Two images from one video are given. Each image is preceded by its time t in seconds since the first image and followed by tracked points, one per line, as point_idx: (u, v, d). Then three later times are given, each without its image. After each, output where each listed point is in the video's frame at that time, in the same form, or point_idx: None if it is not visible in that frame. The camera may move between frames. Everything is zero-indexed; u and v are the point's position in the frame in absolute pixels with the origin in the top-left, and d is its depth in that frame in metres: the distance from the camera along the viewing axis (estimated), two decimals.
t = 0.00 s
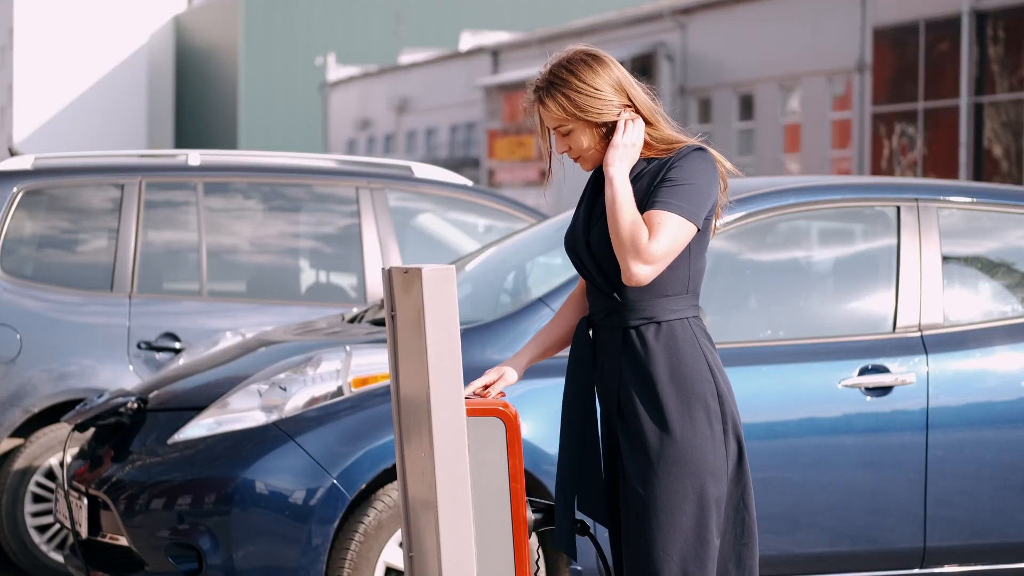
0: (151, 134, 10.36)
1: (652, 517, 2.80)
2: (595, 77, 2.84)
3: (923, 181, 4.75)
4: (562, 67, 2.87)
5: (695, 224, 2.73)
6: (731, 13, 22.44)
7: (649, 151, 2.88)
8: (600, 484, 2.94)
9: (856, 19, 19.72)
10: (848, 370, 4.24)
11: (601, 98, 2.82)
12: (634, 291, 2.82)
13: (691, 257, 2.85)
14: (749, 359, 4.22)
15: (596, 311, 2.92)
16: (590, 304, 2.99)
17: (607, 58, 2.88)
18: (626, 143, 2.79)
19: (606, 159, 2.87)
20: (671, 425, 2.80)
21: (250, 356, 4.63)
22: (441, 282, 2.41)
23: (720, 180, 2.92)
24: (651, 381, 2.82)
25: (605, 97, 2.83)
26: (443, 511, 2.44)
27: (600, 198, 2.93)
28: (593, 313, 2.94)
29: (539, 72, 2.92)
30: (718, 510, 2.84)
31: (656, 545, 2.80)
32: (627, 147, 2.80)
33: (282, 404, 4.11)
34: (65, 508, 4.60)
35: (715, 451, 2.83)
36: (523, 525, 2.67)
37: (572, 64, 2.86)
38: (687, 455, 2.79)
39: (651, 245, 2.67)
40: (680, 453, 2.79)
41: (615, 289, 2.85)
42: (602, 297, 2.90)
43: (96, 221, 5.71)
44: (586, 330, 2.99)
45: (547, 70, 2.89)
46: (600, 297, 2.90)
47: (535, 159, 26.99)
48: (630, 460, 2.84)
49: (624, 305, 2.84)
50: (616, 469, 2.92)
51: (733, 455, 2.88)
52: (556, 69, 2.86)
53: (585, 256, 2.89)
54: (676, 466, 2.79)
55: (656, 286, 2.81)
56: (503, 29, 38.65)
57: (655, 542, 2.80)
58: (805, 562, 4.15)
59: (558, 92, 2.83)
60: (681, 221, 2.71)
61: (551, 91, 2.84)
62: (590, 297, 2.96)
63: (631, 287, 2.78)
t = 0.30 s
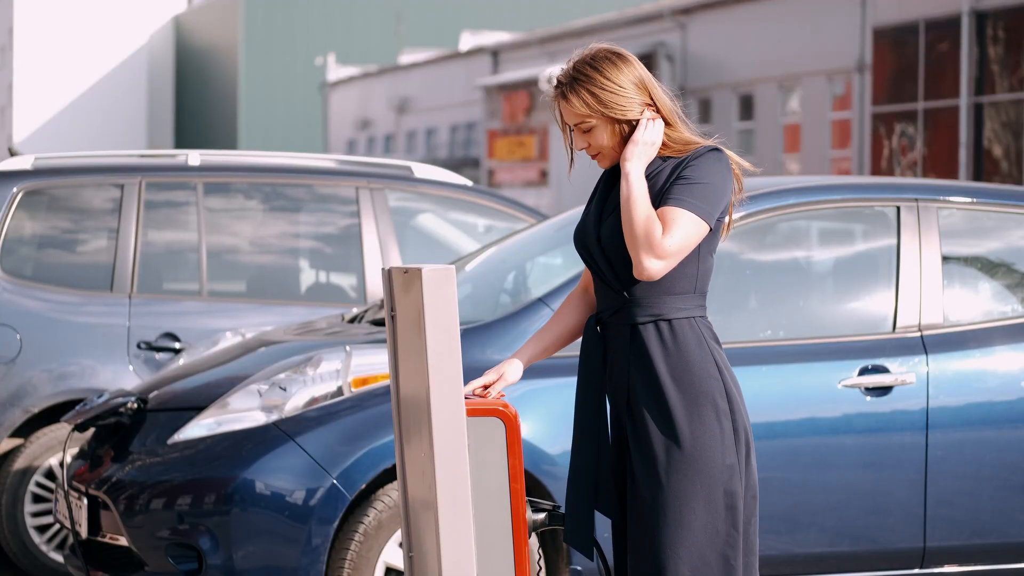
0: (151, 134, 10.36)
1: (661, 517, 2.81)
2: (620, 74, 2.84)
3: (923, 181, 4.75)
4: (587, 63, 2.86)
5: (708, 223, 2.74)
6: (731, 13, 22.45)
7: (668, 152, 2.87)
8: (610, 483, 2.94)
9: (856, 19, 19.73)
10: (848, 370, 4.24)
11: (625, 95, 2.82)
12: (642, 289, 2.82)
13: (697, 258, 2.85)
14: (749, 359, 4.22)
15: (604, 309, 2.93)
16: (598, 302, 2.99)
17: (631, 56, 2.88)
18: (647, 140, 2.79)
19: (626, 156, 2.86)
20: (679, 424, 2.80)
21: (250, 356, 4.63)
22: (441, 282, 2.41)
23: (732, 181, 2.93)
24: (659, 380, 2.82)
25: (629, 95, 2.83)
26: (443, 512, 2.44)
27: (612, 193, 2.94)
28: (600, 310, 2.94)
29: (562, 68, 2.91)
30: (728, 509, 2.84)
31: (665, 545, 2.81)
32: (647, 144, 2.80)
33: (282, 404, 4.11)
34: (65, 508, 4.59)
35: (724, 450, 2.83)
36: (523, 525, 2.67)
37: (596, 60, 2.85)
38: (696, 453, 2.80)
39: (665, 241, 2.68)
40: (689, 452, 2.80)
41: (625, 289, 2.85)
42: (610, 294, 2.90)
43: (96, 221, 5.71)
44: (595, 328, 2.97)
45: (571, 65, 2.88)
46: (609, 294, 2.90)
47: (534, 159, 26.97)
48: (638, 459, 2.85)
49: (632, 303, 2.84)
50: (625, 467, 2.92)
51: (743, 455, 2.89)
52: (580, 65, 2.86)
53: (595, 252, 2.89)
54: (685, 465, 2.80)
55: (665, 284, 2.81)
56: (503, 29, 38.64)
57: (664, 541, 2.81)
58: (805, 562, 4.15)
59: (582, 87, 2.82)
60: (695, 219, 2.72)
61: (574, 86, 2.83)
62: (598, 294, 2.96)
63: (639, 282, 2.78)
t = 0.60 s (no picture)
0: (151, 134, 10.36)
1: (667, 517, 2.81)
2: (618, 79, 2.84)
3: (923, 181, 4.75)
4: (584, 68, 2.86)
5: (712, 226, 2.75)
6: (731, 13, 22.46)
7: (668, 154, 2.87)
8: (616, 484, 2.95)
9: (856, 19, 19.73)
10: (848, 370, 4.25)
11: (624, 99, 2.82)
12: (645, 291, 2.83)
13: (700, 260, 2.86)
14: (749, 359, 4.22)
15: (607, 312, 2.93)
16: (600, 305, 3.00)
17: (628, 61, 2.89)
18: (647, 143, 2.79)
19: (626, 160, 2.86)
20: (684, 425, 2.80)
21: (250, 356, 4.63)
22: (441, 282, 2.41)
23: (734, 181, 2.94)
24: (664, 383, 2.82)
25: (627, 98, 2.83)
26: (443, 513, 2.44)
27: (613, 197, 2.94)
28: (604, 313, 2.94)
29: (558, 73, 2.91)
30: (735, 509, 2.84)
31: (672, 546, 2.80)
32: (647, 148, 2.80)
33: (282, 404, 4.11)
34: (65, 508, 4.59)
35: (731, 450, 2.83)
36: (523, 524, 2.67)
37: (593, 65, 2.86)
38: (701, 454, 2.80)
39: (672, 247, 2.68)
40: (695, 452, 2.80)
41: (629, 292, 2.85)
42: (614, 297, 2.90)
43: (97, 220, 5.71)
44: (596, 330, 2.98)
45: (568, 71, 2.88)
46: (612, 297, 2.91)
47: (534, 159, 26.97)
48: (644, 461, 2.85)
49: (636, 306, 2.85)
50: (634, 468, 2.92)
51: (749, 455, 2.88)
52: (577, 70, 2.86)
53: (598, 255, 2.89)
54: (691, 465, 2.80)
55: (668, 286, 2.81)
56: (503, 29, 38.64)
57: (670, 542, 2.80)
58: (805, 562, 4.15)
59: (580, 92, 2.82)
60: (700, 222, 2.72)
61: (572, 91, 2.83)
62: (601, 297, 2.96)
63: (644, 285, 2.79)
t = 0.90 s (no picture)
0: (151, 134, 10.35)
1: (666, 518, 2.80)
2: (606, 82, 2.84)
3: (923, 181, 4.75)
4: (571, 71, 2.86)
5: (704, 228, 2.75)
6: (731, 13, 22.46)
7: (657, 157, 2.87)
8: (614, 485, 2.95)
9: (856, 19, 19.73)
10: (848, 370, 4.25)
11: (612, 102, 2.82)
12: (641, 294, 2.82)
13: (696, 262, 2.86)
14: (749, 359, 4.22)
15: (603, 315, 2.93)
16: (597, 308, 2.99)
17: (616, 63, 2.89)
18: (636, 148, 2.79)
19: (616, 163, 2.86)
20: (683, 425, 2.80)
21: (250, 356, 4.63)
22: (441, 282, 2.41)
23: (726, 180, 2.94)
24: (663, 384, 2.82)
25: (615, 102, 2.83)
26: (443, 512, 2.44)
27: (604, 202, 2.93)
28: (600, 316, 2.94)
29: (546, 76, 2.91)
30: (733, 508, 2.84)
31: (671, 546, 2.80)
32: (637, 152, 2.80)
33: (282, 404, 4.11)
34: (65, 508, 4.59)
35: (729, 450, 2.83)
36: (522, 524, 2.67)
37: (581, 69, 2.85)
38: (699, 454, 2.80)
39: (666, 252, 2.68)
40: (694, 453, 2.80)
41: (625, 297, 2.85)
42: (610, 301, 2.89)
43: (97, 220, 5.71)
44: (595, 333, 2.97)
45: (556, 74, 2.88)
46: (608, 301, 2.90)
47: (534, 159, 26.96)
48: (643, 462, 2.84)
49: (632, 311, 2.84)
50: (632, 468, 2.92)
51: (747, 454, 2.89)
52: (565, 73, 2.86)
53: (593, 261, 2.89)
54: (690, 466, 2.80)
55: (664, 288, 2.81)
56: (502, 29, 38.64)
57: (669, 542, 2.80)
58: (805, 562, 4.15)
59: (568, 96, 2.82)
60: (693, 226, 2.72)
61: (560, 96, 2.83)
62: (597, 300, 2.95)
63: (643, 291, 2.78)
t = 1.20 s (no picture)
0: (151, 134, 10.34)
1: (667, 519, 2.80)
2: (582, 92, 2.84)
3: (923, 181, 4.75)
4: (548, 81, 2.86)
5: (697, 232, 2.74)
6: (731, 13, 22.46)
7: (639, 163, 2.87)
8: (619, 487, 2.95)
9: (856, 19, 19.73)
10: (848, 370, 4.24)
11: (589, 114, 2.82)
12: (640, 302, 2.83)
13: (694, 265, 2.86)
14: (749, 359, 4.22)
15: (603, 321, 2.94)
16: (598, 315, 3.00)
17: (592, 68, 2.88)
18: (614, 161, 2.80)
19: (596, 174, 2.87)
20: (685, 427, 2.80)
21: (250, 356, 4.63)
22: (441, 282, 2.40)
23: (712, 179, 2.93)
24: (664, 386, 2.82)
25: (593, 112, 2.83)
26: (443, 512, 2.44)
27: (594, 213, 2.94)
28: (602, 323, 2.95)
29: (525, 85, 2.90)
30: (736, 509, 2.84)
31: (673, 547, 2.80)
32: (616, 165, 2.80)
33: (282, 404, 4.11)
34: (65, 508, 4.59)
35: (731, 450, 2.83)
36: (523, 524, 2.67)
37: (558, 80, 2.85)
38: (701, 454, 2.79)
39: (661, 264, 2.69)
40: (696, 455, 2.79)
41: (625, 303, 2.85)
42: (611, 308, 2.90)
43: (97, 220, 5.71)
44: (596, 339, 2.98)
45: (533, 84, 2.88)
46: (608, 308, 2.91)
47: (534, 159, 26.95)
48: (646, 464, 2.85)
49: (632, 318, 2.85)
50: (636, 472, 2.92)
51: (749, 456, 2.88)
52: (542, 84, 2.85)
53: (590, 273, 2.91)
54: (692, 468, 2.79)
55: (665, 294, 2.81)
56: (502, 29, 38.65)
57: (671, 544, 2.80)
58: (805, 562, 4.15)
59: (545, 109, 2.82)
60: (685, 233, 2.72)
61: (537, 109, 2.83)
62: (597, 309, 2.97)
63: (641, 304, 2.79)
